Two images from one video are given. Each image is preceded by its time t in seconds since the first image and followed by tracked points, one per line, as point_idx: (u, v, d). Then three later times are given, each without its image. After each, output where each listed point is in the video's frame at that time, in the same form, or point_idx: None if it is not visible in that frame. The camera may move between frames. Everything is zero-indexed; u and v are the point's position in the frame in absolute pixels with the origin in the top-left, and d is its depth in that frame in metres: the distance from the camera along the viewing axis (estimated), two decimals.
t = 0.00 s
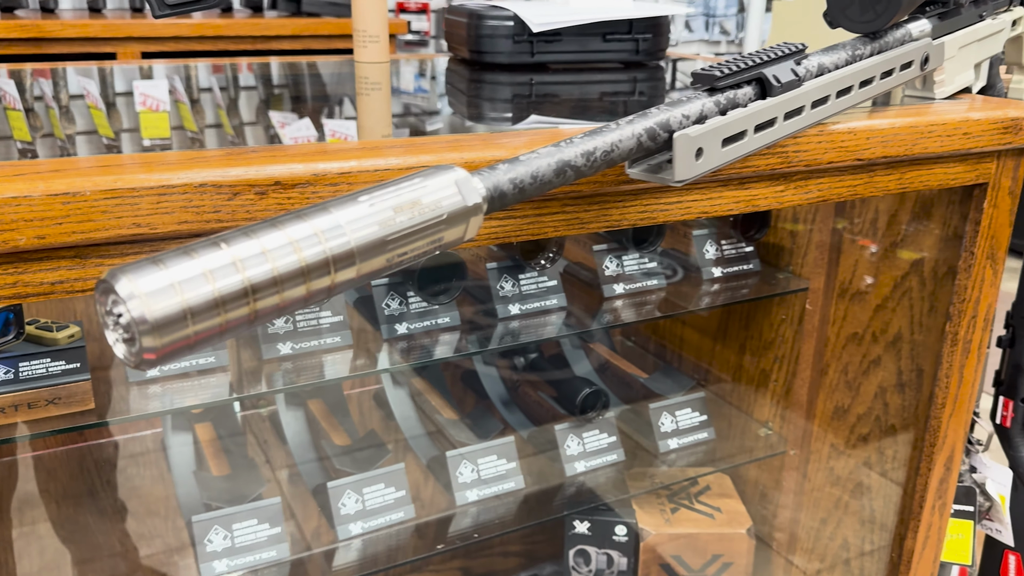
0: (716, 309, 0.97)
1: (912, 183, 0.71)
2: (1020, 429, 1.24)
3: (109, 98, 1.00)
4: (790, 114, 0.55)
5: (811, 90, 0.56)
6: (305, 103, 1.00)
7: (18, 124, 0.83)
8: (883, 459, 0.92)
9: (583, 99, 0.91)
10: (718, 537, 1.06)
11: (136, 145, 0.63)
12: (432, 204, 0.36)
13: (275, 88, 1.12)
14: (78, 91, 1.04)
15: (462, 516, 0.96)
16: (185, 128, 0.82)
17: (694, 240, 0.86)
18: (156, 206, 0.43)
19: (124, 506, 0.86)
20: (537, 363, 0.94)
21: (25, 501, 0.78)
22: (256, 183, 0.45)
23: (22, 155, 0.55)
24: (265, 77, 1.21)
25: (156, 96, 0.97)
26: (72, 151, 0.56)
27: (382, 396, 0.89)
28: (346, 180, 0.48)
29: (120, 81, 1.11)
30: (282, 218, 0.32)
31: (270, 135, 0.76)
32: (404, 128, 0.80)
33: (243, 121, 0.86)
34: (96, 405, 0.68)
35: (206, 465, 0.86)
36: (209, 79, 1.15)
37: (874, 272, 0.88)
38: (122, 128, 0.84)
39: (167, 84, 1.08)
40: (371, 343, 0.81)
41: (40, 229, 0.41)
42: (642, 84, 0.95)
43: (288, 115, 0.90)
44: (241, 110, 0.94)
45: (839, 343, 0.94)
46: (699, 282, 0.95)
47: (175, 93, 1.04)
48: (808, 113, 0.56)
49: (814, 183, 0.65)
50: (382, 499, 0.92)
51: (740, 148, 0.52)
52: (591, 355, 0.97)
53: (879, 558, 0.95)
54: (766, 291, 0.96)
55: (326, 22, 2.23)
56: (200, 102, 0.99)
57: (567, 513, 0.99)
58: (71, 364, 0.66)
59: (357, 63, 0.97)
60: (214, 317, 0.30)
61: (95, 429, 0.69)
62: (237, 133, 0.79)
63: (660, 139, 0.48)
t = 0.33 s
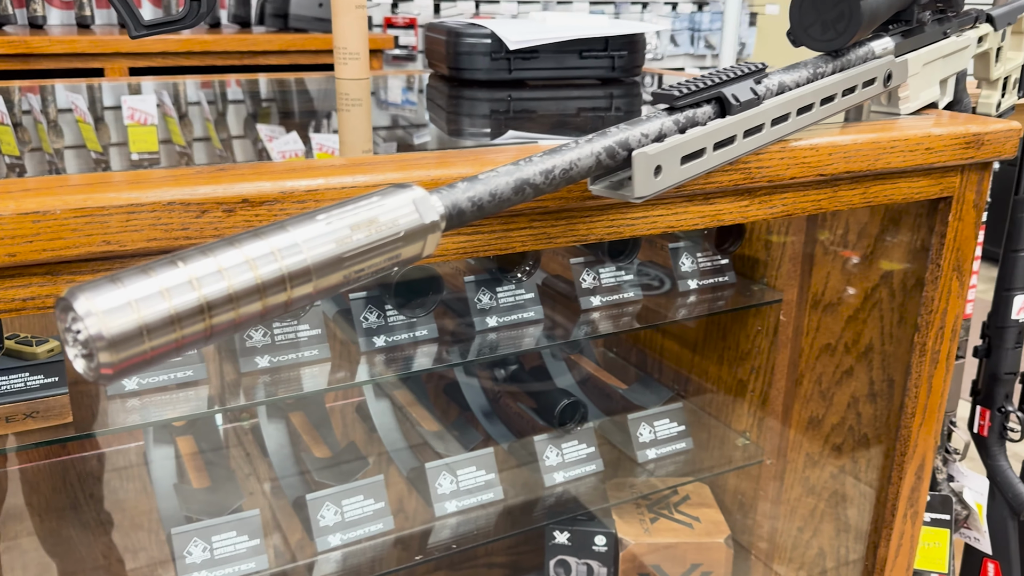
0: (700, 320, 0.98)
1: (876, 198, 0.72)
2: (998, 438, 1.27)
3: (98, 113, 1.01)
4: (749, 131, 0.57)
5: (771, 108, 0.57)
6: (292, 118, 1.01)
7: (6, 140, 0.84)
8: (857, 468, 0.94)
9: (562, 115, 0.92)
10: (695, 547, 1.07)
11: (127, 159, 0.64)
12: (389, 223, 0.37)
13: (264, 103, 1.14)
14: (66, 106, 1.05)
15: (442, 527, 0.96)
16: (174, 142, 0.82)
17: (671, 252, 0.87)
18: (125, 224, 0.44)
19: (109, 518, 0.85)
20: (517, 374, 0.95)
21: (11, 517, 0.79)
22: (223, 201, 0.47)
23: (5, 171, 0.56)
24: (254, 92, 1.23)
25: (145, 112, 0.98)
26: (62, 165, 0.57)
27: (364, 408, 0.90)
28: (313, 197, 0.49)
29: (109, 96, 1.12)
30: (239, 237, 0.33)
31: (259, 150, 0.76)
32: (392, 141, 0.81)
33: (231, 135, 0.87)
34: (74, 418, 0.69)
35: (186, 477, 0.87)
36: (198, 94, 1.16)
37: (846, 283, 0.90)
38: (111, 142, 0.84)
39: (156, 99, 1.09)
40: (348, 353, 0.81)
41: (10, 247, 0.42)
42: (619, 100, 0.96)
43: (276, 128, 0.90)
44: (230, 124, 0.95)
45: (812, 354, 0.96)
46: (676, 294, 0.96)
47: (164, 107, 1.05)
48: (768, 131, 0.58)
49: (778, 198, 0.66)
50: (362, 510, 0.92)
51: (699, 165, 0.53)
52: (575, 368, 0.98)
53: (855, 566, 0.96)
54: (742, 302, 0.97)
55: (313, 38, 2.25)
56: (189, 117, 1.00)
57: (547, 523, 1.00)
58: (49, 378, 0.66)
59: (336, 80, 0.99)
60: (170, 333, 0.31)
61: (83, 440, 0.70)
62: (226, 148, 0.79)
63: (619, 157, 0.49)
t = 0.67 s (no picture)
0: (692, 325, 0.99)
1: (847, 208, 0.73)
2: (979, 446, 1.30)
3: (90, 124, 1.02)
4: (715, 143, 0.58)
5: (737, 120, 0.59)
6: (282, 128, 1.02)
7: None
8: (837, 474, 0.96)
9: (545, 126, 0.92)
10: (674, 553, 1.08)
11: (116, 171, 0.65)
12: (353, 232, 0.38)
13: (255, 113, 1.15)
14: (58, 118, 1.06)
15: (424, 535, 0.97)
16: (165, 153, 0.83)
17: (653, 262, 0.86)
18: (99, 234, 0.46)
19: (97, 527, 0.84)
20: (501, 383, 0.96)
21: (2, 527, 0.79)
22: (195, 212, 0.48)
23: None
24: (246, 104, 1.24)
25: (137, 123, 0.99)
26: (51, 176, 0.58)
27: (350, 418, 0.91)
28: (285, 208, 0.50)
29: (102, 108, 1.13)
30: (203, 246, 0.35)
31: (250, 161, 0.76)
32: (384, 152, 0.81)
33: (222, 146, 0.87)
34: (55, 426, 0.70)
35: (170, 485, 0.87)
36: (189, 106, 1.18)
37: (823, 292, 0.92)
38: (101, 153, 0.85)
39: (149, 111, 1.10)
40: (329, 364, 0.82)
41: None
42: (600, 112, 0.97)
43: (268, 139, 0.90)
44: (221, 134, 0.96)
45: (791, 362, 0.97)
46: (657, 303, 0.96)
47: (156, 119, 1.06)
48: (735, 142, 0.59)
49: (748, 208, 0.67)
50: (344, 518, 0.93)
51: (664, 176, 0.55)
52: (563, 380, 1.00)
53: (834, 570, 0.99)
54: (722, 310, 0.98)
55: (304, 51, 2.27)
56: (180, 128, 1.01)
57: (530, 530, 1.01)
58: (32, 387, 0.67)
59: (322, 92, 1.00)
60: (133, 339, 0.32)
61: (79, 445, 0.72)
62: (217, 159, 0.79)
63: (585, 169, 0.50)
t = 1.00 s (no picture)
0: (687, 333, 1.00)
1: (824, 220, 0.75)
2: (967, 456, 1.32)
3: (88, 136, 1.03)
4: (691, 158, 0.60)
5: (712, 135, 0.60)
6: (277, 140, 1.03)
7: None
8: (820, 483, 0.98)
9: (533, 139, 0.94)
10: (663, 561, 1.10)
11: (111, 183, 0.66)
12: (328, 243, 0.39)
13: (252, 125, 1.16)
14: (57, 130, 1.07)
15: (412, 542, 0.98)
16: (161, 165, 0.84)
17: (639, 272, 0.88)
18: (85, 245, 0.47)
19: (91, 536, 0.84)
20: (491, 393, 0.97)
21: None
22: (180, 223, 0.49)
23: None
24: (243, 116, 1.25)
25: (135, 136, 1.01)
26: (47, 188, 0.59)
27: (339, 427, 0.93)
28: (268, 220, 0.52)
29: (100, 121, 1.15)
30: (181, 257, 0.36)
31: (247, 173, 0.78)
32: (378, 164, 0.83)
33: (219, 158, 0.89)
34: (45, 434, 0.71)
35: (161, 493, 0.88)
36: (187, 119, 1.19)
37: (804, 303, 0.94)
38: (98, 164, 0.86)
39: (148, 123, 1.12)
40: (317, 376, 0.83)
41: None
42: (588, 125, 0.98)
43: (263, 151, 0.91)
44: (218, 146, 0.97)
45: (775, 373, 0.98)
46: (642, 313, 0.97)
47: (153, 132, 1.08)
48: (710, 157, 0.61)
49: (726, 220, 0.69)
50: (333, 526, 0.94)
51: (639, 189, 0.56)
52: (554, 393, 1.01)
53: None
54: (708, 321, 0.99)
55: (301, 64, 2.29)
56: (178, 140, 1.03)
57: (519, 537, 1.02)
58: (22, 396, 0.69)
59: (313, 106, 1.02)
60: (111, 347, 0.33)
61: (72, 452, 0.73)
62: (213, 171, 0.80)
63: (560, 182, 0.52)
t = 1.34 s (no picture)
0: (685, 341, 1.01)
1: (812, 229, 0.76)
2: (961, 465, 1.33)
3: (93, 145, 1.05)
4: (678, 167, 0.61)
5: (699, 145, 0.62)
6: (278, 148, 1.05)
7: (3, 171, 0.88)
8: (811, 489, 0.99)
9: (530, 148, 0.95)
10: (660, 568, 1.10)
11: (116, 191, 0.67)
12: (316, 248, 0.40)
13: (255, 134, 1.18)
14: (63, 139, 1.09)
15: (407, 547, 1.00)
16: (166, 173, 0.86)
17: (633, 281, 0.88)
18: (83, 250, 0.48)
19: (91, 541, 0.84)
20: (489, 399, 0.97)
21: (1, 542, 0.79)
22: (175, 229, 0.50)
23: None
24: (246, 126, 1.27)
25: (139, 145, 1.02)
26: (52, 195, 0.61)
27: (339, 433, 0.93)
28: (261, 226, 0.53)
29: (104, 130, 1.17)
30: (172, 260, 0.37)
31: (250, 182, 0.79)
32: (381, 173, 0.84)
33: (222, 166, 0.90)
34: (45, 437, 0.72)
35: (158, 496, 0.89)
36: (191, 128, 1.21)
37: (794, 312, 0.96)
38: (103, 172, 0.88)
39: (153, 132, 1.14)
40: (314, 381, 0.84)
41: None
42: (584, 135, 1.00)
43: (266, 160, 0.93)
44: (222, 155, 0.99)
45: (768, 381, 1.00)
46: (636, 321, 0.97)
47: (157, 140, 1.10)
48: (696, 166, 0.62)
49: (714, 229, 0.70)
50: (328, 530, 0.96)
51: (625, 198, 0.58)
52: (552, 402, 1.02)
53: None
54: (702, 328, 1.00)
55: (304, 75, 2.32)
56: (181, 149, 1.04)
57: (513, 543, 1.04)
58: (24, 397, 0.67)
59: (314, 116, 1.05)
60: (103, 345, 0.35)
61: (73, 453, 0.75)
62: (219, 180, 0.82)
63: (547, 190, 0.53)
